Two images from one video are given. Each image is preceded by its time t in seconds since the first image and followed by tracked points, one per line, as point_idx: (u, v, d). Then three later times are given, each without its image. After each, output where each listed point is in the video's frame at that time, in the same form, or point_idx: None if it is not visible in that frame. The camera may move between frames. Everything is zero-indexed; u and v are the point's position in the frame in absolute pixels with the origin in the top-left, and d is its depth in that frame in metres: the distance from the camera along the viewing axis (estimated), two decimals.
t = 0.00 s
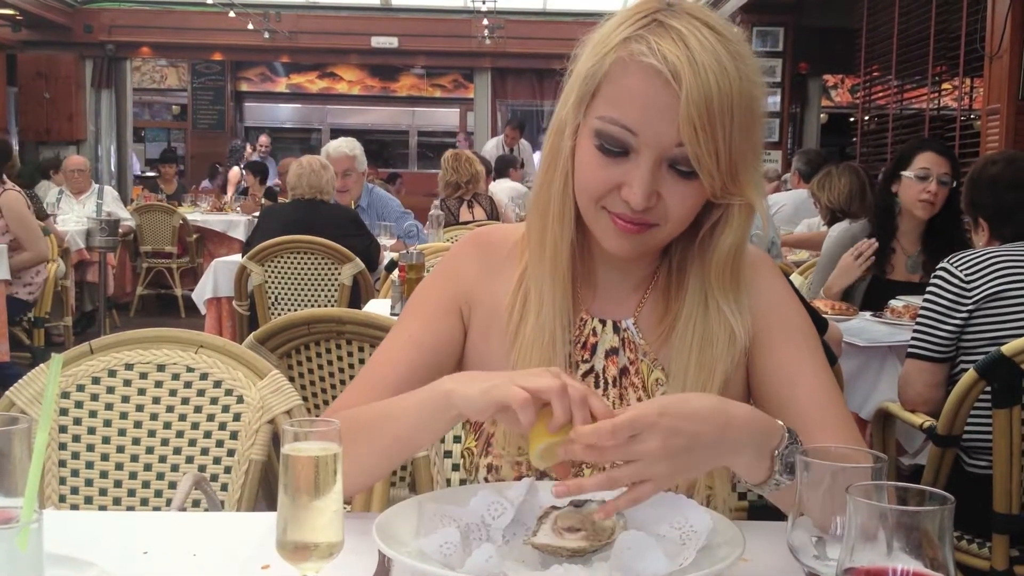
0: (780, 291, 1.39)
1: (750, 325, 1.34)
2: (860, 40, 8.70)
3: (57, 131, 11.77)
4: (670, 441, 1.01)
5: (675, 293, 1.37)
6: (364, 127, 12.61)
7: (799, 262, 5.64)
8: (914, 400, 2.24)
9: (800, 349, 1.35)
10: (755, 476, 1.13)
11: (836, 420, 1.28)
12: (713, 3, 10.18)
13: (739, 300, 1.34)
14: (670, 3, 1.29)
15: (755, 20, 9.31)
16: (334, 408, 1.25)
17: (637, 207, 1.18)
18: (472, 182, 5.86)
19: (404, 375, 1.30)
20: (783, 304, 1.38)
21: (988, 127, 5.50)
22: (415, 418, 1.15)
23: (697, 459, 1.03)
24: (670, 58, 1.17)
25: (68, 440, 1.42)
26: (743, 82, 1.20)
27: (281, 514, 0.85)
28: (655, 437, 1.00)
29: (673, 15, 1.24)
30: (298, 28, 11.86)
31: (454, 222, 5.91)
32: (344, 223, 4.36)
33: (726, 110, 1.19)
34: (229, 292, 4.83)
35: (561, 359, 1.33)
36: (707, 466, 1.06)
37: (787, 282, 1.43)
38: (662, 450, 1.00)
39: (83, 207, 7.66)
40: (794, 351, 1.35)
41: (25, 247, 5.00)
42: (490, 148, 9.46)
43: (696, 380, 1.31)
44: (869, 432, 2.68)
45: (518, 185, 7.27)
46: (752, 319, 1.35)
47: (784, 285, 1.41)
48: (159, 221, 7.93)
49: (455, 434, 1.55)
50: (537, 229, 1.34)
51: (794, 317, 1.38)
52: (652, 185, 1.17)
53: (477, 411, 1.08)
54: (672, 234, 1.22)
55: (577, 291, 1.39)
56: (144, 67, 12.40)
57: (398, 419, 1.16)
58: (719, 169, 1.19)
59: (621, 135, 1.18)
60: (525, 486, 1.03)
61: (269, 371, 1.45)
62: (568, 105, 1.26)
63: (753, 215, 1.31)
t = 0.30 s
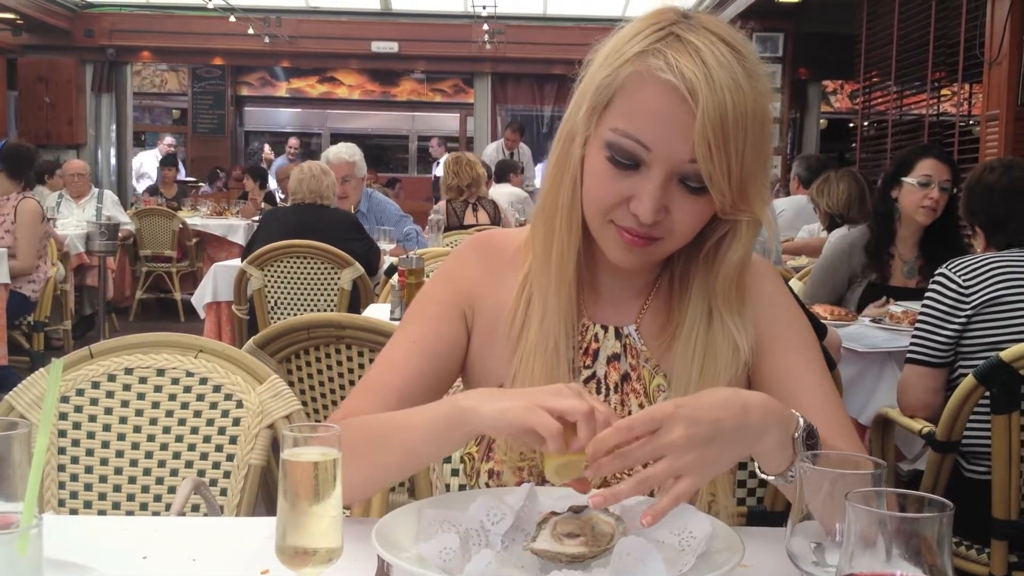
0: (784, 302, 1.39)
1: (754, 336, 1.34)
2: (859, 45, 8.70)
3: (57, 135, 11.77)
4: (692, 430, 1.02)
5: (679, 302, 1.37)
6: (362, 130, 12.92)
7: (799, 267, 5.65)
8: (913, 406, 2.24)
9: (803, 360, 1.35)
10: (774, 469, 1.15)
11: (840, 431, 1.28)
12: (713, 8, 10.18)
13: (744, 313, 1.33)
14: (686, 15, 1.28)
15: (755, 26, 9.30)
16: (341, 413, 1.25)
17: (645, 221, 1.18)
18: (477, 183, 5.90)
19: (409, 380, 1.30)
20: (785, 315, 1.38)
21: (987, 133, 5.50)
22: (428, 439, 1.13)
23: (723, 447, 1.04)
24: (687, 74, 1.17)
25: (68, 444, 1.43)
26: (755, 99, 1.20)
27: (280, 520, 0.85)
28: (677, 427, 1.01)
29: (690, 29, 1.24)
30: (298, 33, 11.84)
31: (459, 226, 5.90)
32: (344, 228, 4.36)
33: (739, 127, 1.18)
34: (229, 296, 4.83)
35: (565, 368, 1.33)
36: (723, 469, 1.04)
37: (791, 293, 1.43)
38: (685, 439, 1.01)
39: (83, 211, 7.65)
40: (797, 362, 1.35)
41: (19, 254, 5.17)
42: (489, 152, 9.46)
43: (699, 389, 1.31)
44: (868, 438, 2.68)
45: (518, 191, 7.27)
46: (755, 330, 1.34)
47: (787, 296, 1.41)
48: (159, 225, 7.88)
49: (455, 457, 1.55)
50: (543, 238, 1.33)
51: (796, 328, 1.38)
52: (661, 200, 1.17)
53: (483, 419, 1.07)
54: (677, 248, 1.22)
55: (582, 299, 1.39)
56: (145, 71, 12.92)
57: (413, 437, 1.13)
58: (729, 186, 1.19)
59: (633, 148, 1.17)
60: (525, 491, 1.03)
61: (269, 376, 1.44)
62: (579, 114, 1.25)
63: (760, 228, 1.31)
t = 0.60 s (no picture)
0: (787, 308, 1.39)
1: (758, 342, 1.34)
2: (859, 49, 8.71)
3: (58, 138, 11.80)
4: (688, 435, 1.02)
5: (682, 308, 1.37)
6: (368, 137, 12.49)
7: (799, 269, 5.65)
8: (913, 409, 2.25)
9: (807, 364, 1.35)
10: (772, 472, 1.15)
11: (844, 436, 1.28)
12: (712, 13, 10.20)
13: (749, 320, 1.34)
14: (695, 21, 1.28)
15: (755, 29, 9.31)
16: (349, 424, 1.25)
17: (653, 228, 1.18)
18: (485, 185, 5.91)
19: (416, 385, 1.30)
20: (788, 320, 1.38)
21: (988, 136, 5.51)
22: (431, 450, 1.12)
23: (721, 450, 1.04)
24: (699, 82, 1.17)
25: (68, 447, 1.43)
26: (764, 109, 1.21)
27: (281, 524, 0.85)
28: (673, 433, 1.02)
29: (699, 36, 1.24)
30: (298, 36, 11.86)
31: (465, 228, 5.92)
32: (344, 231, 4.37)
33: (749, 136, 1.19)
34: (229, 299, 4.83)
35: (569, 374, 1.34)
36: (724, 472, 1.04)
37: (793, 298, 1.43)
38: (682, 444, 1.01)
39: (83, 214, 7.66)
40: (801, 367, 1.35)
41: (22, 257, 5.21)
42: (489, 154, 9.47)
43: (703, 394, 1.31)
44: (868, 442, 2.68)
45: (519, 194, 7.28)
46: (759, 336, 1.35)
47: (790, 301, 1.41)
48: (159, 228, 7.96)
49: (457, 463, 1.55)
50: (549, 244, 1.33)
51: (800, 333, 1.38)
52: (670, 208, 1.17)
53: (484, 433, 1.07)
54: (683, 256, 1.22)
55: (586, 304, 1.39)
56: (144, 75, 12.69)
57: (416, 446, 1.13)
58: (739, 194, 1.19)
59: (642, 156, 1.17)
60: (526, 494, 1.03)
61: (270, 379, 1.44)
62: (587, 120, 1.25)
63: (766, 236, 1.31)
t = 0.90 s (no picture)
0: (787, 305, 1.39)
1: (758, 339, 1.33)
2: (860, 47, 8.70)
3: (58, 136, 11.81)
4: (685, 436, 1.02)
5: (681, 305, 1.37)
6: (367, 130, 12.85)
7: (800, 267, 5.65)
8: (914, 407, 2.25)
9: (807, 360, 1.35)
10: (770, 470, 1.15)
11: (845, 433, 1.28)
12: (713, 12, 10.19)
13: (748, 316, 1.33)
14: (695, 18, 1.28)
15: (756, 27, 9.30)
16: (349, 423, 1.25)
17: (653, 224, 1.18)
18: (489, 184, 5.89)
19: (418, 384, 1.30)
20: (787, 317, 1.38)
21: (989, 134, 5.50)
22: (432, 453, 1.12)
23: (720, 450, 1.04)
24: (698, 77, 1.16)
25: (68, 445, 1.43)
26: (762, 105, 1.21)
27: (282, 522, 0.85)
28: (669, 434, 1.01)
29: (697, 32, 1.24)
30: (299, 34, 11.86)
31: (467, 225, 5.93)
32: (344, 229, 4.37)
33: (749, 132, 1.19)
34: (229, 297, 4.83)
35: (569, 370, 1.33)
36: (723, 470, 1.04)
37: (793, 295, 1.43)
38: (678, 446, 1.01)
39: (83, 212, 7.65)
40: (802, 363, 1.35)
41: (22, 256, 5.20)
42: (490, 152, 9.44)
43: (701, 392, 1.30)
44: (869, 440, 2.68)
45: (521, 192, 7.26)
46: (759, 333, 1.34)
47: (790, 297, 1.41)
48: (159, 227, 7.93)
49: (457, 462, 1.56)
50: (548, 239, 1.33)
51: (800, 331, 1.38)
52: (669, 204, 1.17)
53: (480, 435, 1.06)
54: (682, 252, 1.22)
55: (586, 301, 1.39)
56: (145, 72, 12.80)
57: (417, 448, 1.13)
58: (737, 190, 1.19)
59: (640, 151, 1.17)
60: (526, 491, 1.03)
61: (270, 376, 1.44)
62: (585, 117, 1.25)
63: (765, 233, 1.31)
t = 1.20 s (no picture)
0: (790, 300, 1.39)
1: (760, 335, 1.33)
2: (861, 44, 8.69)
3: (59, 135, 11.75)
4: (687, 428, 1.01)
5: (684, 300, 1.36)
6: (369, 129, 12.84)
7: (802, 265, 5.64)
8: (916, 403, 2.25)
9: (810, 355, 1.35)
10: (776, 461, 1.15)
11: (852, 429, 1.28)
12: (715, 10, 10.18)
13: (750, 311, 1.33)
14: (693, 12, 1.28)
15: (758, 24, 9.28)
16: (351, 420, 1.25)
17: (654, 219, 1.17)
18: (490, 181, 5.89)
19: (423, 381, 1.30)
20: (790, 312, 1.38)
21: (991, 130, 5.48)
22: (436, 454, 1.12)
23: (724, 441, 1.03)
24: (697, 71, 1.16)
25: (70, 443, 1.43)
26: (762, 98, 1.21)
27: (284, 519, 0.85)
28: (680, 420, 1.01)
29: (696, 26, 1.23)
30: (300, 32, 11.86)
31: (468, 222, 5.93)
32: (345, 226, 4.36)
33: (749, 125, 1.18)
34: (231, 295, 4.83)
35: (571, 366, 1.33)
36: (729, 462, 1.03)
37: (795, 289, 1.42)
38: (690, 431, 1.01)
39: (85, 210, 7.65)
40: (806, 358, 1.35)
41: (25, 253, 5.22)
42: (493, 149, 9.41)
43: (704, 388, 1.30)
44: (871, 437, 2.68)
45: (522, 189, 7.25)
46: (761, 329, 1.34)
47: (791, 291, 1.41)
48: (160, 225, 7.93)
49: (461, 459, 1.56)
50: (549, 235, 1.33)
51: (803, 326, 1.37)
52: (669, 198, 1.17)
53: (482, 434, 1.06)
54: (683, 247, 1.22)
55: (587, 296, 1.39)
56: (146, 71, 12.80)
57: (418, 446, 1.13)
58: (737, 183, 1.19)
59: (640, 146, 1.17)
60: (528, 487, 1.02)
61: (271, 373, 1.45)
62: (584, 113, 1.25)
63: (766, 227, 1.31)
